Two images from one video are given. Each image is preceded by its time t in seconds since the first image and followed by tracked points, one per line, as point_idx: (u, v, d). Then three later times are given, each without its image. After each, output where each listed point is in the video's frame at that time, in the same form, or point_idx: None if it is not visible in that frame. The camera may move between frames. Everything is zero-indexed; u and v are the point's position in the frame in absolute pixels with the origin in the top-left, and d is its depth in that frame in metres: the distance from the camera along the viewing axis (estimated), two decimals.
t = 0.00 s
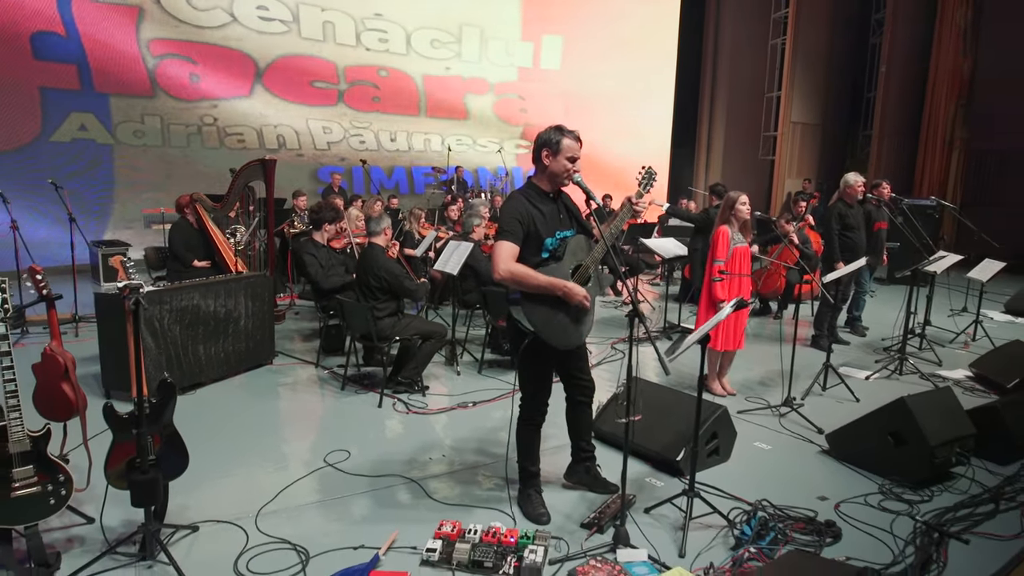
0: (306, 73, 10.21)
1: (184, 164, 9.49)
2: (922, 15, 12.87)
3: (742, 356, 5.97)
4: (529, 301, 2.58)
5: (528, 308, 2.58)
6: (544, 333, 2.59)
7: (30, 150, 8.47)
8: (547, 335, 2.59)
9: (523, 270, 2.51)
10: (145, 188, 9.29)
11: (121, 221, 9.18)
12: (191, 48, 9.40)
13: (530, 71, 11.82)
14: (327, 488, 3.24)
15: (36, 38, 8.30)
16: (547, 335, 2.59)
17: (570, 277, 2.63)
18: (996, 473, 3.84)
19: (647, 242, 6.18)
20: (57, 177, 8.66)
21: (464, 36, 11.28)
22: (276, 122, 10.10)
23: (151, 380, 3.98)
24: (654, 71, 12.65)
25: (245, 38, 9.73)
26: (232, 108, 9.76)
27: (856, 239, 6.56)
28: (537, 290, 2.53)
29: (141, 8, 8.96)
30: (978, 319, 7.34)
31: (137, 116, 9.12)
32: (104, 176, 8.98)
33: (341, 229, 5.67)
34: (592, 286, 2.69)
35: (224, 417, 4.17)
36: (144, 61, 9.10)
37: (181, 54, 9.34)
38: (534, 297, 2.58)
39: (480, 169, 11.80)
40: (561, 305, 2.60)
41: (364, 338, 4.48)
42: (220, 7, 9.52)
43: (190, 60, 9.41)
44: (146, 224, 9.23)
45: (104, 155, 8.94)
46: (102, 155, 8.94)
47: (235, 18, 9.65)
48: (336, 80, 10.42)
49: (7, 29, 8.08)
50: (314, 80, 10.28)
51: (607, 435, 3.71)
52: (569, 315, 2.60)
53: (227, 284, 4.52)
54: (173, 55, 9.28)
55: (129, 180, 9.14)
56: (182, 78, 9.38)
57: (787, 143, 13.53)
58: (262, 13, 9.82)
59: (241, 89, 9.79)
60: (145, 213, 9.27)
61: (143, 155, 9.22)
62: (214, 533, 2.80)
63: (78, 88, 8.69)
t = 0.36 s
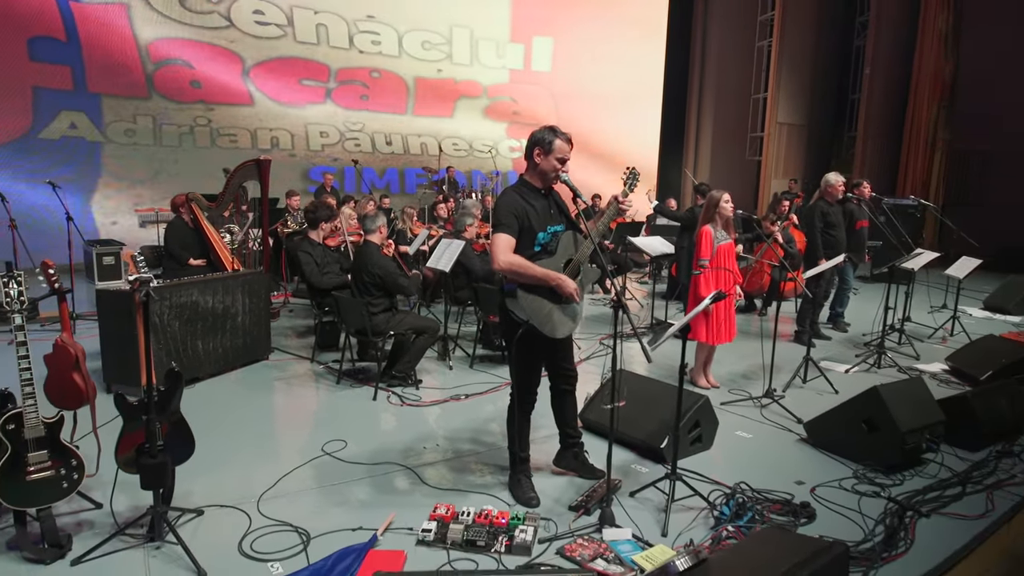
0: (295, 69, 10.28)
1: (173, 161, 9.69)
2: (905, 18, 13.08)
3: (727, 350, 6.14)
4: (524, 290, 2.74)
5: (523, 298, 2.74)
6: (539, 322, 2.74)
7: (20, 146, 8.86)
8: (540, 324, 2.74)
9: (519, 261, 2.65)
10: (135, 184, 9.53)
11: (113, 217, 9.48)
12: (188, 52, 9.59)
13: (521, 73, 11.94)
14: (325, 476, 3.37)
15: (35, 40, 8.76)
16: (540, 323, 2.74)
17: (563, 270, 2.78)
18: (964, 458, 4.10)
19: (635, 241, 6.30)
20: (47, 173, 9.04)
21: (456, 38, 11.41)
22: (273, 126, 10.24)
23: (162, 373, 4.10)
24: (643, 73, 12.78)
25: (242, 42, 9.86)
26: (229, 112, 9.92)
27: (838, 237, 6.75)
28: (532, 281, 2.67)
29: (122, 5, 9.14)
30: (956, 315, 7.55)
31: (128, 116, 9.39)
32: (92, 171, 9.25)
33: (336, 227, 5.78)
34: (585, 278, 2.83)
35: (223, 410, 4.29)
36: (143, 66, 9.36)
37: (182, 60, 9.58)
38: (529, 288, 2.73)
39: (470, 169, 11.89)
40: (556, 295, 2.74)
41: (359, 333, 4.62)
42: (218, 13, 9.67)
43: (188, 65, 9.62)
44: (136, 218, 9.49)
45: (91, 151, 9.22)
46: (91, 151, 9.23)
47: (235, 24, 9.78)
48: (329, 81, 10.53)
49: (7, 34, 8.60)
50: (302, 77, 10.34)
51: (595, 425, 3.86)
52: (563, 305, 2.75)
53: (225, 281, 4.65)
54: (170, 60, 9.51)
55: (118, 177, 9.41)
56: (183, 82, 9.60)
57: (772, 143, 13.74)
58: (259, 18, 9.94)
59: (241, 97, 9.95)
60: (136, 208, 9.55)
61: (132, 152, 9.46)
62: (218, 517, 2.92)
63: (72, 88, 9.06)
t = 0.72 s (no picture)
0: (291, 73, 10.55)
1: (160, 155, 9.80)
2: (891, 18, 13.18)
3: (713, 344, 6.32)
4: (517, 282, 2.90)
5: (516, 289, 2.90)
6: (531, 312, 2.87)
7: (4, 144, 8.58)
8: (533, 314, 2.88)
9: (512, 252, 2.79)
10: (122, 179, 9.58)
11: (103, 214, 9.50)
12: (185, 54, 9.85)
13: (513, 73, 12.07)
14: (326, 462, 3.51)
15: (26, 41, 8.64)
16: (533, 313, 2.88)
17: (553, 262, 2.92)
18: (936, 444, 4.30)
19: (623, 238, 6.41)
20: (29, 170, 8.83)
21: (448, 39, 11.55)
22: (269, 128, 10.47)
23: (172, 355, 4.23)
24: (632, 74, 12.89)
25: (231, 37, 10.09)
26: (222, 111, 10.18)
27: (819, 233, 6.92)
28: (523, 271, 2.81)
29: (127, 8, 9.38)
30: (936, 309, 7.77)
31: (118, 112, 9.47)
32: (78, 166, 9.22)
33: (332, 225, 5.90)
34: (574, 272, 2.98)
35: (223, 403, 4.41)
36: (138, 66, 9.55)
37: (177, 62, 9.81)
38: (522, 280, 2.87)
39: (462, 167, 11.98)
40: (546, 286, 2.90)
41: (356, 326, 4.81)
42: (207, 8, 9.91)
43: (187, 67, 9.88)
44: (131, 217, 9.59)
45: (76, 146, 9.17)
46: (75, 145, 9.18)
47: (220, 21, 10.01)
48: (322, 82, 10.74)
49: None
50: (297, 78, 10.57)
51: (582, 413, 4.04)
52: (553, 296, 2.92)
53: (224, 277, 4.76)
54: (165, 62, 9.73)
55: (105, 171, 9.44)
56: (179, 83, 9.86)
57: (759, 143, 13.77)
58: (251, 18, 10.20)
59: (237, 100, 10.24)
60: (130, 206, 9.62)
61: (120, 147, 9.52)
62: (223, 501, 3.05)
63: (61, 85, 9.02)
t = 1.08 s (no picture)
0: (281, 73, 10.66)
1: (139, 148, 9.81)
2: (873, 20, 13.34)
3: (696, 339, 6.50)
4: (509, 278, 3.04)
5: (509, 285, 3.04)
6: (519, 304, 3.01)
7: None
8: (520, 307, 3.02)
9: (499, 247, 2.94)
10: (114, 180, 9.67)
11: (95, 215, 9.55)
12: (177, 55, 9.97)
13: (502, 74, 12.18)
14: (323, 452, 3.64)
15: (16, 38, 8.70)
16: (520, 306, 3.02)
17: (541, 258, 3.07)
18: (908, 432, 4.50)
19: (610, 235, 6.54)
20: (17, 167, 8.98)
21: (437, 40, 11.66)
22: (257, 126, 10.58)
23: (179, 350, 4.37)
24: (619, 75, 12.99)
25: (221, 37, 10.22)
26: (212, 109, 10.26)
27: (800, 232, 7.10)
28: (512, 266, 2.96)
29: (123, 12, 9.50)
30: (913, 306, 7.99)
31: (102, 107, 9.50)
32: (67, 164, 9.32)
33: (325, 223, 6.01)
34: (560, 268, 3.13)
35: (221, 397, 4.53)
36: (129, 66, 9.63)
37: (168, 62, 9.92)
38: (511, 274, 3.01)
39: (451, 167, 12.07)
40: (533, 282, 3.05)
41: (349, 322, 4.95)
42: (196, 8, 10.02)
43: (180, 66, 10.00)
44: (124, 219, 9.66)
45: (63, 142, 9.27)
46: (62, 142, 9.28)
47: (210, 21, 10.13)
48: (313, 83, 10.86)
49: None
50: (291, 81, 10.73)
51: (570, 404, 4.20)
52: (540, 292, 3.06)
53: (220, 275, 4.88)
54: (156, 62, 9.83)
55: (94, 169, 9.53)
56: (170, 80, 9.95)
57: (744, 143, 13.86)
58: (238, 16, 10.30)
59: (228, 99, 10.34)
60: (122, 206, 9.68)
61: (104, 144, 9.56)
62: (225, 488, 3.17)
63: (45, 80, 9.06)
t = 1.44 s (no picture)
0: (273, 74, 10.76)
1: (141, 156, 9.95)
2: (857, 22, 13.53)
3: (683, 335, 6.67)
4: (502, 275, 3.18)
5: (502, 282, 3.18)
6: (508, 298, 3.15)
7: None
8: (510, 302, 3.16)
9: (488, 243, 3.09)
10: (112, 182, 9.78)
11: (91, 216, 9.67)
12: (168, 55, 10.01)
13: (491, 75, 12.31)
14: (322, 442, 3.78)
15: None
16: (510, 301, 3.15)
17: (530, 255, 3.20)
18: (884, 423, 4.71)
19: (599, 234, 6.67)
20: (12, 168, 8.95)
21: (427, 40, 11.77)
22: (242, 122, 10.62)
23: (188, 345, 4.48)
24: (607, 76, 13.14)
25: (215, 41, 10.30)
26: (198, 106, 10.29)
27: (784, 231, 7.29)
28: (502, 263, 3.10)
29: (111, 11, 9.52)
30: (893, 302, 8.22)
31: (92, 105, 9.51)
32: (64, 166, 9.35)
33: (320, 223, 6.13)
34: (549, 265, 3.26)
35: (220, 392, 4.65)
36: (117, 64, 9.64)
37: (157, 61, 9.94)
38: (500, 270, 3.14)
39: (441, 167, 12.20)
40: (523, 278, 3.18)
41: (345, 319, 5.10)
42: (191, 14, 10.08)
43: (168, 66, 10.03)
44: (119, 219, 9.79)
45: (63, 145, 9.32)
46: (59, 144, 9.31)
47: (205, 24, 10.20)
48: (304, 83, 10.96)
49: None
50: (282, 82, 10.83)
51: (559, 396, 4.37)
52: (530, 286, 3.20)
53: (218, 273, 4.98)
54: (147, 61, 9.86)
55: (90, 171, 9.58)
56: (157, 79, 9.96)
57: (732, 144, 14.02)
58: (230, 17, 10.37)
59: (216, 97, 10.40)
60: (117, 206, 9.81)
61: (103, 148, 9.65)
62: (229, 476, 3.30)
63: (30, 73, 8.98)
